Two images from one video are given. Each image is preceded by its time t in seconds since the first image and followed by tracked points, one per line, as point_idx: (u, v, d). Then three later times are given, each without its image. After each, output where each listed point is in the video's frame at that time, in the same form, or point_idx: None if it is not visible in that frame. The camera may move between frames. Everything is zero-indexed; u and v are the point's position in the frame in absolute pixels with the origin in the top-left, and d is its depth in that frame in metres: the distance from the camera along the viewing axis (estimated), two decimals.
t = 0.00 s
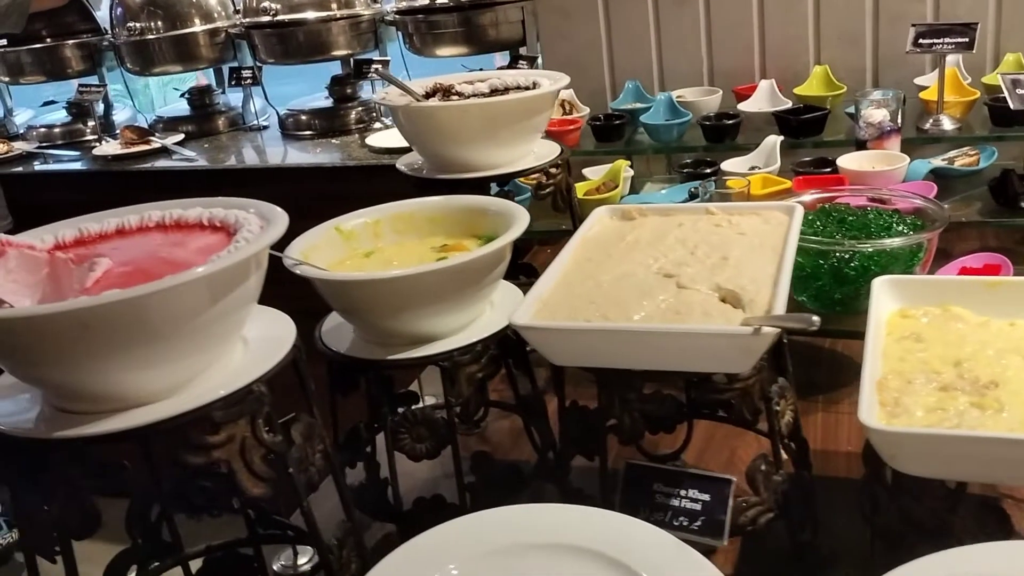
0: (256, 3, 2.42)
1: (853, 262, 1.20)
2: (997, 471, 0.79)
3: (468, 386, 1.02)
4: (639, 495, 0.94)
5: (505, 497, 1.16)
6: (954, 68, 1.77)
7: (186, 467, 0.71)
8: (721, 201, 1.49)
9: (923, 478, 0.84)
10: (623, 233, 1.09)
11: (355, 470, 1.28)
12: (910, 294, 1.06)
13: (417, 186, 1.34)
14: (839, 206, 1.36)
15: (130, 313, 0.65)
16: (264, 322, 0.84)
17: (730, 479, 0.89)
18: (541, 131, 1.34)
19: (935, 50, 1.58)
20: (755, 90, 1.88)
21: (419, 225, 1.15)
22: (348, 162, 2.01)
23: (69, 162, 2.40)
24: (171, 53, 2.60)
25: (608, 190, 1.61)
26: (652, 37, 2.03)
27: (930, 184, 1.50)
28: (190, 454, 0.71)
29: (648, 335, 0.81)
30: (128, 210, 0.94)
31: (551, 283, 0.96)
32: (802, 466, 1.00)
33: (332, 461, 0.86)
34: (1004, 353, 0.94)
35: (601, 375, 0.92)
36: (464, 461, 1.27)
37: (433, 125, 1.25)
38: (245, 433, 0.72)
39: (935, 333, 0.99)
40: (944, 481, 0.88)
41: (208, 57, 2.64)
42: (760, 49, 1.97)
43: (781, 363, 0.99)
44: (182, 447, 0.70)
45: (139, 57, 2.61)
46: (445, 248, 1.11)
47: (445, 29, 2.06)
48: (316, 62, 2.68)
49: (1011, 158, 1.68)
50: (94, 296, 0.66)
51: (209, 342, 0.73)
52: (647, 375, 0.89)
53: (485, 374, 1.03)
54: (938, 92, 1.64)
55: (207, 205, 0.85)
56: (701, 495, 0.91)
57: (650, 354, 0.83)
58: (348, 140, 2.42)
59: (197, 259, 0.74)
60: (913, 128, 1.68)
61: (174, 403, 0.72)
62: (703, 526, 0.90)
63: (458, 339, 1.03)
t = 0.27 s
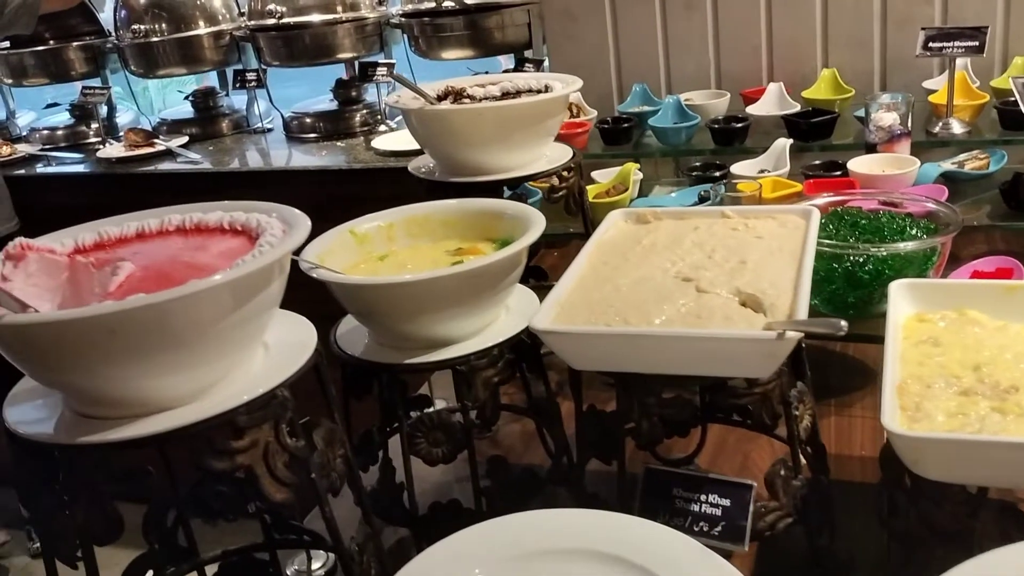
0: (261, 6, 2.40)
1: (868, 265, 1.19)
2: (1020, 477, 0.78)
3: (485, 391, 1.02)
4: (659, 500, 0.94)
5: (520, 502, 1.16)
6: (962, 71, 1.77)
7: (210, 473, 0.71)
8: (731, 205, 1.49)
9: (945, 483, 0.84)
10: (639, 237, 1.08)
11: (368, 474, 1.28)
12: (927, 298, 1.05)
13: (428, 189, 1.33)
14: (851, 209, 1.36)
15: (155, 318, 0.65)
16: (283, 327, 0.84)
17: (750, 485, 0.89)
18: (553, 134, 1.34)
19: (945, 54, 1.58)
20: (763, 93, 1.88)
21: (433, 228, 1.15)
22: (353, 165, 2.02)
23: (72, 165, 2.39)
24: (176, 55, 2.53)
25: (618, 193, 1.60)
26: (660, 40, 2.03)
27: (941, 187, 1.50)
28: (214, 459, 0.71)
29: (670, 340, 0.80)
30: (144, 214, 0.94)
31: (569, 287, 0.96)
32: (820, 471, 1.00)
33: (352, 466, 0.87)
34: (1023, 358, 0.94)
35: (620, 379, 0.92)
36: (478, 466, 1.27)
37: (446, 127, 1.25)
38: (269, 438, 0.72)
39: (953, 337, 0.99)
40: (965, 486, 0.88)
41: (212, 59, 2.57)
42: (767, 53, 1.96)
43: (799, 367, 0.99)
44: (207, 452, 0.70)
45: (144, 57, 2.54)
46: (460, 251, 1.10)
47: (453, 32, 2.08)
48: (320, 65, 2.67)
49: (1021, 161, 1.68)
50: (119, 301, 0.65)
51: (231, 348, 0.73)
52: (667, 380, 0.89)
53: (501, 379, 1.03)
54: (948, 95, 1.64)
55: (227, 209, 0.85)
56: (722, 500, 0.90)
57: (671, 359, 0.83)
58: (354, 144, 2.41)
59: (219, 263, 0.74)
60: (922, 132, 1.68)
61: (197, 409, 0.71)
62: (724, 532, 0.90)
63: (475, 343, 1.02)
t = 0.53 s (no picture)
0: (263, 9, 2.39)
1: (874, 269, 1.19)
2: None
3: (493, 395, 1.02)
4: (669, 505, 0.94)
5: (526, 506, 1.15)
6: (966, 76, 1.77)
7: (221, 478, 0.71)
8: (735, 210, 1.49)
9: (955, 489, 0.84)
10: (646, 241, 1.08)
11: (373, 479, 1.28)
12: (934, 303, 1.05)
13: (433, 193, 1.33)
14: (855, 213, 1.36)
15: (167, 324, 0.65)
16: (294, 332, 0.84)
17: (760, 490, 0.89)
18: (559, 138, 1.34)
19: (949, 58, 1.58)
20: (766, 97, 1.88)
21: (440, 232, 1.15)
22: (356, 168, 2.02)
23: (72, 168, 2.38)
24: (178, 58, 2.50)
25: (622, 197, 1.60)
26: (662, 43, 2.03)
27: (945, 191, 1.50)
28: (225, 465, 0.71)
29: (680, 345, 0.80)
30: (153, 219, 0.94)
31: (577, 291, 0.96)
32: (829, 475, 1.00)
33: (362, 471, 0.87)
34: None
35: (628, 384, 0.91)
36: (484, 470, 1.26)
37: (452, 131, 1.24)
38: (280, 444, 0.73)
39: (961, 342, 0.99)
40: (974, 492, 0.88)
41: (213, 62, 2.55)
42: (770, 57, 1.96)
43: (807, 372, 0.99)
44: (218, 458, 0.70)
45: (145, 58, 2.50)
46: (467, 255, 1.10)
47: (454, 36, 2.05)
48: (321, 68, 2.66)
49: None
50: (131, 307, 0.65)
51: (243, 353, 0.73)
52: (675, 385, 0.89)
53: (509, 383, 1.03)
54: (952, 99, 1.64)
55: (237, 214, 0.85)
56: (731, 505, 0.90)
57: (681, 363, 0.83)
58: (356, 147, 2.40)
59: (230, 268, 0.75)
60: (926, 135, 1.68)
61: (208, 414, 0.71)
62: (733, 537, 0.89)
63: (483, 347, 1.02)
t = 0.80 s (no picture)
0: (262, 12, 2.38)
1: (875, 273, 1.18)
2: None
3: (496, 400, 1.01)
4: (673, 510, 0.94)
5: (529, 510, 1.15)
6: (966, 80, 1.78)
7: (227, 484, 0.71)
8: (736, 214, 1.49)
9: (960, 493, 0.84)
10: (649, 245, 1.08)
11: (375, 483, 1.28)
12: (937, 307, 1.05)
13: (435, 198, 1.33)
14: (857, 218, 1.36)
15: (174, 329, 0.64)
16: (298, 337, 0.85)
17: (764, 495, 0.89)
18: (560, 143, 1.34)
19: (949, 63, 1.59)
20: (766, 101, 1.88)
21: (443, 236, 1.14)
22: (355, 171, 2.01)
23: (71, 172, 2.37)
24: (176, 61, 2.49)
25: (623, 201, 1.60)
26: (662, 48, 2.02)
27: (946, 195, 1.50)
28: (231, 470, 0.71)
29: (685, 350, 0.80)
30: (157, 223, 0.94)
31: (581, 295, 0.96)
32: (830, 480, 1.00)
33: (366, 476, 0.86)
34: None
35: (632, 389, 0.91)
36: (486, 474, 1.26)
37: (454, 135, 1.24)
38: (285, 449, 0.73)
39: (964, 346, 0.99)
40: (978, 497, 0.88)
41: (213, 66, 2.54)
42: (770, 61, 1.96)
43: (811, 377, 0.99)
44: (224, 463, 0.71)
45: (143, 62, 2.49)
46: (470, 259, 1.10)
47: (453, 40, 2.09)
48: (321, 72, 2.66)
49: None
50: (138, 312, 0.65)
51: (249, 358, 0.72)
52: (679, 390, 0.89)
53: (512, 388, 1.03)
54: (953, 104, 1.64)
55: (241, 220, 0.85)
56: (736, 510, 0.90)
57: (685, 368, 0.83)
58: (355, 150, 2.40)
59: (235, 273, 0.75)
60: (927, 140, 1.68)
61: (214, 419, 0.71)
62: (738, 542, 0.89)
63: (486, 352, 1.02)
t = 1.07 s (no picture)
0: (257, 17, 2.37)
1: (873, 280, 1.18)
2: None
3: (495, 407, 1.01)
4: (673, 517, 0.94)
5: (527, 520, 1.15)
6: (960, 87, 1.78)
7: (226, 492, 0.71)
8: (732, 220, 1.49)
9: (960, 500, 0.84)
10: (647, 252, 1.08)
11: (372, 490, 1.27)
12: (935, 314, 1.06)
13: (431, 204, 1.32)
14: (854, 224, 1.36)
15: (175, 336, 0.64)
16: (297, 344, 0.84)
17: (765, 502, 0.89)
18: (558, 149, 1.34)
19: (944, 70, 1.59)
20: (762, 108, 1.89)
21: (441, 242, 1.14)
22: (350, 177, 2.01)
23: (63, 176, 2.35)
24: (169, 66, 2.47)
25: (620, 207, 1.60)
26: (658, 54, 2.02)
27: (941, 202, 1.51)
28: (230, 478, 0.70)
29: (686, 356, 0.80)
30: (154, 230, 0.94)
31: (581, 302, 0.96)
32: (830, 487, 1.01)
33: (365, 484, 0.86)
34: None
35: (633, 396, 0.91)
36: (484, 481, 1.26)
37: (451, 141, 1.24)
38: (286, 457, 0.72)
39: (963, 353, 0.99)
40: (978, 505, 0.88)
41: (207, 71, 2.52)
42: (765, 67, 1.97)
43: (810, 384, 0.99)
44: (224, 471, 0.70)
45: (136, 67, 2.49)
46: (468, 265, 1.10)
47: (449, 45, 2.10)
48: (315, 77, 2.65)
49: (1018, 177, 1.69)
50: (139, 319, 0.65)
51: (250, 365, 0.72)
52: (679, 397, 0.89)
53: (511, 395, 1.02)
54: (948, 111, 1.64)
55: (242, 226, 0.84)
56: (736, 517, 0.90)
57: (686, 375, 0.83)
58: (350, 156, 2.39)
59: (236, 279, 0.74)
60: (922, 147, 1.68)
61: (215, 426, 0.70)
62: (739, 550, 0.89)
63: (486, 358, 1.02)
